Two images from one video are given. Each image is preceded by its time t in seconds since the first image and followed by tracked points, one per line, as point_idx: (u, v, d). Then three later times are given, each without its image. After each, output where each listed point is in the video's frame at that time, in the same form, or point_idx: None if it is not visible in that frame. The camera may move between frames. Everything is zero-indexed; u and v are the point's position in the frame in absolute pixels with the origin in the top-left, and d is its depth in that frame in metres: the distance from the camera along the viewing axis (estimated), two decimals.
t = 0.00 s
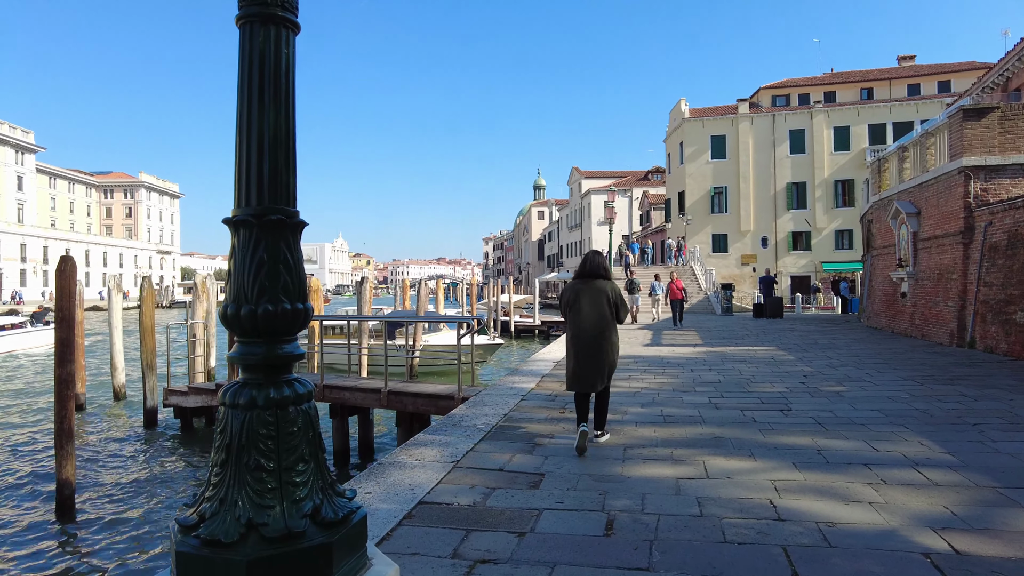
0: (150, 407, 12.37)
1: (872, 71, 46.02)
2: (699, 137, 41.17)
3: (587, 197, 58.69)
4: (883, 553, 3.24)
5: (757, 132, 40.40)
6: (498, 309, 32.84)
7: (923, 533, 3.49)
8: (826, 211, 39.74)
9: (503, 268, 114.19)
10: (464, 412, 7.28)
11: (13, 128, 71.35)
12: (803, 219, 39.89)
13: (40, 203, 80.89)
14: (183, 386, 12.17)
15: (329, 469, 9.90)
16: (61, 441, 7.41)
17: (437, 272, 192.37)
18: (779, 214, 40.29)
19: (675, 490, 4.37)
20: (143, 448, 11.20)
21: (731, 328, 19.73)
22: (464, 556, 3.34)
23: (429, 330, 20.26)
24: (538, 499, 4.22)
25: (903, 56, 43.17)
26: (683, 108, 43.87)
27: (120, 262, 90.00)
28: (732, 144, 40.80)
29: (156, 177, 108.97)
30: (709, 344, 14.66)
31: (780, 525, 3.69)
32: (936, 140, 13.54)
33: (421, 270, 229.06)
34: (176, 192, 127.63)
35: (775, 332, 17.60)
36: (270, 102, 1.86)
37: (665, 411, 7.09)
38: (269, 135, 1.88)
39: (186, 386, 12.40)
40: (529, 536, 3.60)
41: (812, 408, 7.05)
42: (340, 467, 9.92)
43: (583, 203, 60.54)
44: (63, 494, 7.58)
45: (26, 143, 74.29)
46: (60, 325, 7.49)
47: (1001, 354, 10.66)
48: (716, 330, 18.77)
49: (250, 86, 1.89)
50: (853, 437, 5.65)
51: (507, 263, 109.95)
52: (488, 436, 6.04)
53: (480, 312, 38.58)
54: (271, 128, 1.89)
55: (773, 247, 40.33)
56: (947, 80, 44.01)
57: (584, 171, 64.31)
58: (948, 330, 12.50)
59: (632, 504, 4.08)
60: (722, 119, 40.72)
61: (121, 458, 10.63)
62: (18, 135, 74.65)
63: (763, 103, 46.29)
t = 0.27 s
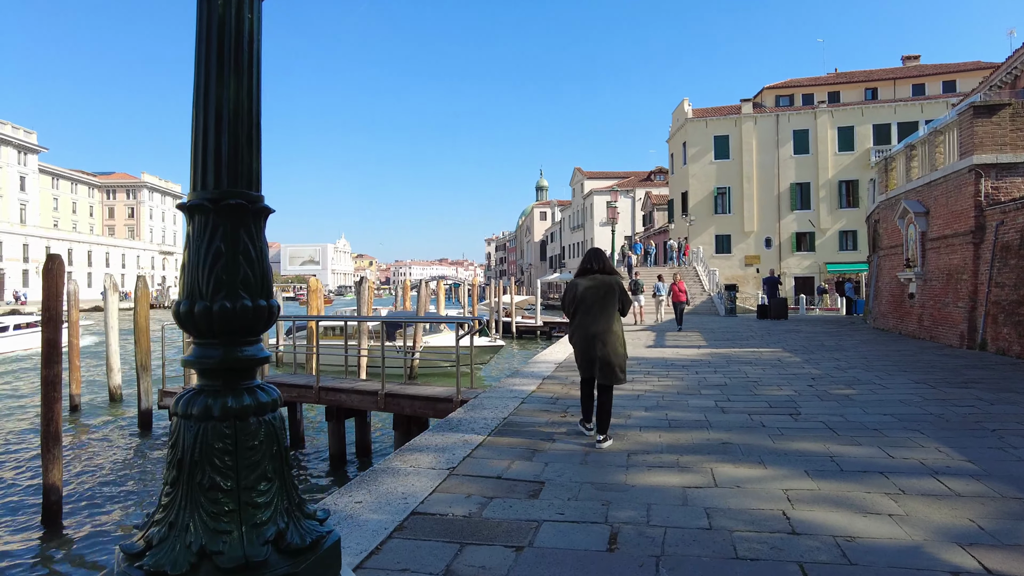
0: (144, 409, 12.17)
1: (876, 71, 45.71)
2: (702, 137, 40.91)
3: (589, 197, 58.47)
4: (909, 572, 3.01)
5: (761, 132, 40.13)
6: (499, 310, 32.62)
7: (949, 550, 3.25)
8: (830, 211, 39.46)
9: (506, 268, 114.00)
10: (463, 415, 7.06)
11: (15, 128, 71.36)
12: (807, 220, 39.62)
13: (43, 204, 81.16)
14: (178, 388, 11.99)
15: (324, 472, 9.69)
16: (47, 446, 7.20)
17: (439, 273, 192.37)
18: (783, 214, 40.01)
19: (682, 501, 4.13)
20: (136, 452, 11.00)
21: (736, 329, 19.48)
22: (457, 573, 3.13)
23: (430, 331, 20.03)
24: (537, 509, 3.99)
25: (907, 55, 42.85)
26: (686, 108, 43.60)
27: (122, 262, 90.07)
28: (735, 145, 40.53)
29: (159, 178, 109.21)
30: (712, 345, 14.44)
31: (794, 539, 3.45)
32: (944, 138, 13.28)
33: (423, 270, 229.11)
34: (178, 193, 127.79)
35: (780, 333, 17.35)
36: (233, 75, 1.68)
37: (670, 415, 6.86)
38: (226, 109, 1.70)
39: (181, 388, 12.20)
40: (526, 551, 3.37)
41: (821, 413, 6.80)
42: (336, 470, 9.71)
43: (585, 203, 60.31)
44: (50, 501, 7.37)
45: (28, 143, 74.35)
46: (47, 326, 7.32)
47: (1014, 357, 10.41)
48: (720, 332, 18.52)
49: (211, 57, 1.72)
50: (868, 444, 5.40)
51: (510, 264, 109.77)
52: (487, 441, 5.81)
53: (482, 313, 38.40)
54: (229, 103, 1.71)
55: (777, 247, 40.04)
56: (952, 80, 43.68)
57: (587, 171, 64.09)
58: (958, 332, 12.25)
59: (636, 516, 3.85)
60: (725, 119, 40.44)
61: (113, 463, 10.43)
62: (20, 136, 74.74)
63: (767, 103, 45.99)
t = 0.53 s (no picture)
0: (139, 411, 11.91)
1: (881, 70, 45.38)
2: (706, 137, 40.62)
3: (592, 197, 58.19)
4: None
5: (764, 132, 39.81)
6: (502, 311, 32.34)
7: None
8: (834, 212, 39.17)
9: (508, 268, 113.65)
10: (462, 421, 6.85)
11: (16, 127, 71.18)
12: (810, 220, 39.35)
13: (45, 204, 81.09)
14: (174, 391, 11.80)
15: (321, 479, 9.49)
16: (33, 452, 6.96)
17: (441, 273, 192.20)
18: (786, 215, 39.71)
19: (694, 519, 3.88)
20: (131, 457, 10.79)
21: (740, 331, 19.23)
22: None
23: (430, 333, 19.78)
24: (540, 528, 3.76)
25: (912, 55, 42.49)
26: (689, 108, 43.31)
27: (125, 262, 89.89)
28: (739, 144, 40.23)
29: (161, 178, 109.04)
30: (717, 348, 14.19)
31: (816, 565, 3.21)
32: (955, 137, 13.01)
33: (425, 270, 228.89)
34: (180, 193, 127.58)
35: (786, 336, 17.07)
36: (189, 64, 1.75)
37: (677, 423, 6.62)
38: (183, 93, 1.77)
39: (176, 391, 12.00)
40: None
41: (834, 420, 6.56)
42: (333, 476, 9.49)
43: (588, 203, 60.01)
44: (36, 509, 7.13)
45: (30, 143, 74.17)
46: (34, 329, 7.11)
47: None
48: (725, 334, 18.25)
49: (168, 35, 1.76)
50: (887, 455, 5.15)
51: (512, 264, 109.49)
52: (487, 451, 5.59)
53: (484, 314, 38.16)
54: (187, 87, 1.78)
55: (780, 248, 39.76)
56: (958, 80, 43.34)
57: (589, 172, 63.76)
58: (970, 335, 12.00)
59: (646, 536, 3.62)
60: (729, 119, 40.14)
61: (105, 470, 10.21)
62: (22, 135, 74.62)
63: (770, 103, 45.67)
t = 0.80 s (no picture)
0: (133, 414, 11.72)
1: (885, 70, 45.12)
2: (708, 137, 40.39)
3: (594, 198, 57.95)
4: None
5: (768, 132, 39.58)
6: (503, 312, 32.06)
7: None
8: (838, 213, 38.91)
9: (510, 269, 113.27)
10: (460, 425, 6.67)
11: (17, 127, 70.98)
12: (814, 221, 39.09)
13: (46, 203, 80.90)
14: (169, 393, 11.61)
15: (318, 483, 9.29)
16: (21, 456, 6.77)
17: (443, 273, 191.91)
18: (790, 215, 39.46)
19: (703, 532, 3.68)
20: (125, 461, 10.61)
21: (745, 333, 18.97)
22: None
23: (430, 333, 19.50)
24: (539, 541, 3.57)
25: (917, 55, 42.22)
26: (692, 108, 43.09)
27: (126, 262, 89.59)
28: (742, 145, 40.00)
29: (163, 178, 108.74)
30: (722, 350, 13.94)
31: None
32: (965, 136, 12.77)
33: (427, 271, 228.56)
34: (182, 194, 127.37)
35: (791, 338, 16.83)
36: (132, 51, 1.98)
37: (683, 428, 6.41)
38: (123, 75, 1.99)
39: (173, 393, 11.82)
40: None
41: (845, 425, 6.33)
42: (329, 481, 9.29)
43: (590, 204, 59.74)
44: (24, 515, 6.93)
45: (31, 143, 73.93)
46: (22, 330, 6.94)
47: None
48: (729, 335, 18.00)
49: (106, 18, 1.98)
50: (901, 461, 4.95)
51: (514, 265, 109.16)
52: (485, 456, 5.40)
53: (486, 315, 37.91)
54: (126, 70, 1.99)
55: (784, 249, 39.50)
56: (962, 80, 43.04)
57: (591, 172, 63.49)
58: (980, 337, 11.76)
59: (653, 550, 3.42)
60: (732, 119, 39.92)
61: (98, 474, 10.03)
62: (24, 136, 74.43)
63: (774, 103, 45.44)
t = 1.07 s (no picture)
0: (127, 416, 11.59)
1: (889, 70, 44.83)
2: (711, 137, 40.16)
3: (596, 198, 57.77)
4: None
5: (770, 132, 39.33)
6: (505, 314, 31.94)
7: None
8: (841, 213, 38.66)
9: (512, 270, 113.21)
10: (456, 429, 6.47)
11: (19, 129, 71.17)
12: (817, 221, 38.84)
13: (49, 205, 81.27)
14: (163, 394, 11.43)
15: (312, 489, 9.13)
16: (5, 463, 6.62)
17: (445, 275, 192.10)
18: (793, 216, 39.22)
19: (706, 545, 3.47)
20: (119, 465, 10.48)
21: (747, 333, 18.79)
22: None
23: (430, 334, 19.34)
24: (533, 556, 3.35)
25: (921, 54, 41.93)
26: (694, 108, 42.87)
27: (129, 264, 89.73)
28: (745, 145, 39.76)
29: (166, 180, 108.69)
30: (726, 351, 13.73)
31: None
32: (973, 133, 12.54)
33: (429, 272, 228.64)
34: (185, 195, 127.65)
35: (795, 339, 16.62)
36: None
37: (686, 433, 6.21)
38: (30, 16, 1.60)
39: (167, 395, 11.67)
40: None
41: (854, 429, 6.11)
42: (324, 488, 9.13)
43: (592, 205, 59.57)
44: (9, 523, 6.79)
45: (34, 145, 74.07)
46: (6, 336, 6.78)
47: None
48: (732, 337, 17.80)
49: None
50: (913, 468, 4.74)
51: (516, 266, 109.11)
52: (480, 463, 5.20)
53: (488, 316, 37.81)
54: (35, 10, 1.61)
55: (787, 249, 39.27)
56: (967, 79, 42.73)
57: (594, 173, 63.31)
58: (989, 338, 11.54)
59: (655, 566, 3.21)
60: (734, 119, 39.68)
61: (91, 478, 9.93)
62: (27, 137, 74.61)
63: (777, 103, 45.18)
